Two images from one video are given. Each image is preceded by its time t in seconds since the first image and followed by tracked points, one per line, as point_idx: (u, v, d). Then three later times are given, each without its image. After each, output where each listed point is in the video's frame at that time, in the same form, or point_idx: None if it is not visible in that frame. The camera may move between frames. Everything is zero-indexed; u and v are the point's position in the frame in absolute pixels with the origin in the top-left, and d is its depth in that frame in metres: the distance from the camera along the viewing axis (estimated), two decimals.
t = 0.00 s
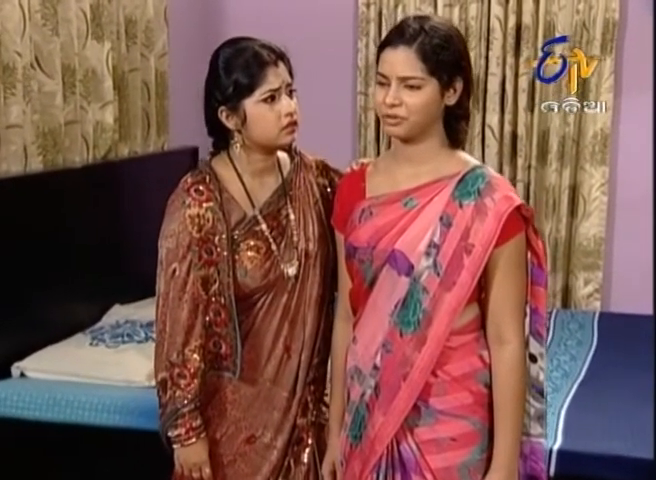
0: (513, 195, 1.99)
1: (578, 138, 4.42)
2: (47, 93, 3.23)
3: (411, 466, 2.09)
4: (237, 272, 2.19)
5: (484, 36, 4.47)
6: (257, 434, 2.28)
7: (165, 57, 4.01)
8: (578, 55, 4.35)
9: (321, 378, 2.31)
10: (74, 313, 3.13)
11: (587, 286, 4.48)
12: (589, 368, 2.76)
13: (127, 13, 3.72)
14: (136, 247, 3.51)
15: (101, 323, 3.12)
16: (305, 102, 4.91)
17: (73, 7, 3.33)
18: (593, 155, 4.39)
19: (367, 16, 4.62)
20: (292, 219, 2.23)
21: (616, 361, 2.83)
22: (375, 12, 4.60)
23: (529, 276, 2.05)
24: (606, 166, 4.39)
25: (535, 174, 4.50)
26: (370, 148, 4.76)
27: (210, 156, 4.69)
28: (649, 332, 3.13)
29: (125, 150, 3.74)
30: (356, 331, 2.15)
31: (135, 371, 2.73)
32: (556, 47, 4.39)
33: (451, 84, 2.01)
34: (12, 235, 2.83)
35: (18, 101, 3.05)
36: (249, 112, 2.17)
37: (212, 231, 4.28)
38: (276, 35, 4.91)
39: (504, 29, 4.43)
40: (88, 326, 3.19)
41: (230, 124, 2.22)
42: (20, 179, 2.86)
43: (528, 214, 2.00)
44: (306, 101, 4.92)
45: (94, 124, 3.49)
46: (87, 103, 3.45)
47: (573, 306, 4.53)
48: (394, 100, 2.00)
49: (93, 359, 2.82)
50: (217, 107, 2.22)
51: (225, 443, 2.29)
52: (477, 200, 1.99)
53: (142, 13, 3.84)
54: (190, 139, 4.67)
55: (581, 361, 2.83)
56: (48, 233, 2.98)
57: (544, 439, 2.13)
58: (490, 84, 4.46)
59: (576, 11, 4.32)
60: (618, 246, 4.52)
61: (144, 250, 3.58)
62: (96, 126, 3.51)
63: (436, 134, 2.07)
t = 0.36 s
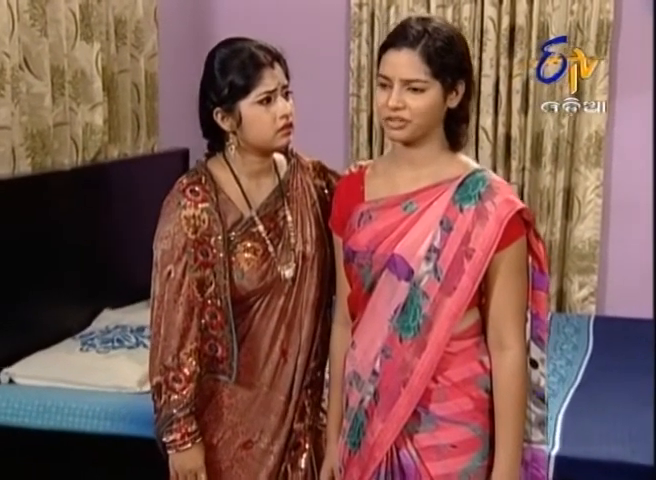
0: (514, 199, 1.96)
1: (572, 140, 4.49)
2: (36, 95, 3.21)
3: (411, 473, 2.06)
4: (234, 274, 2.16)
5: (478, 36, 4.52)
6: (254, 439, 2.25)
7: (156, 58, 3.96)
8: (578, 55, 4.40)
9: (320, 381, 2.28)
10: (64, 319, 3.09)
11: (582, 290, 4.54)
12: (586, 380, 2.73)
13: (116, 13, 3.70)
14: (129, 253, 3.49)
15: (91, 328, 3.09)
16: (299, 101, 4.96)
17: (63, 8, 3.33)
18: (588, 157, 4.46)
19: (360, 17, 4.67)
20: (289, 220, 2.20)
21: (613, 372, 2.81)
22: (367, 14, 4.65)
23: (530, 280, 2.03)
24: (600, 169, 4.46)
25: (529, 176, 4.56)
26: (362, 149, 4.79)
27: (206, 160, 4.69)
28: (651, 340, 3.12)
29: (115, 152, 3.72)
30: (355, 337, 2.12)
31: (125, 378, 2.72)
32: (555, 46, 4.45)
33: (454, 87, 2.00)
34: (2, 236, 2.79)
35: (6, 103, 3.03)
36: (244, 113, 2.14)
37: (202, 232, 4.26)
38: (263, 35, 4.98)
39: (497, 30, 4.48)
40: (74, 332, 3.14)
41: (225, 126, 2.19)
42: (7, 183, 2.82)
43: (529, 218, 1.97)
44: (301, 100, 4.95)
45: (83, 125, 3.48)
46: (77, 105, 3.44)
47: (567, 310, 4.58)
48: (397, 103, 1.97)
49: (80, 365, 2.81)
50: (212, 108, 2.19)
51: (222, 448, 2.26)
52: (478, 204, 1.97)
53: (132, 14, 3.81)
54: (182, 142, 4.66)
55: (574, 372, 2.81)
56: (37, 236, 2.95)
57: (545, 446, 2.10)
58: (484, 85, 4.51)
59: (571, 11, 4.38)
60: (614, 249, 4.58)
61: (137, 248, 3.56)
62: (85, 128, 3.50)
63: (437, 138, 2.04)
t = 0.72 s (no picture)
0: (517, 203, 1.93)
1: (569, 143, 4.46)
2: (26, 97, 3.18)
3: None
4: (230, 277, 2.13)
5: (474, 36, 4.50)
6: (251, 445, 2.22)
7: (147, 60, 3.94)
8: (578, 55, 4.36)
9: (318, 387, 2.25)
10: (54, 325, 3.05)
11: (579, 294, 4.51)
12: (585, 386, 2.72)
13: (107, 14, 3.67)
14: (120, 256, 3.45)
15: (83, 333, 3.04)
16: (298, 102, 4.89)
17: (53, 9, 3.30)
18: (585, 161, 4.42)
19: (354, 19, 4.63)
20: (287, 223, 2.17)
21: (612, 381, 2.79)
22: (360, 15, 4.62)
23: (532, 287, 2.00)
24: (597, 172, 4.42)
25: (525, 179, 4.53)
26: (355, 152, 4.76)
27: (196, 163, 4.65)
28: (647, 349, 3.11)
29: (106, 154, 3.69)
30: (355, 342, 2.09)
31: (118, 384, 2.69)
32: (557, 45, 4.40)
33: (458, 88, 1.97)
34: None
35: None
36: (240, 114, 2.11)
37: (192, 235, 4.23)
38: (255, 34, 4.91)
39: (492, 31, 4.43)
40: (66, 337, 3.11)
41: (220, 126, 2.15)
42: None
43: (532, 223, 1.94)
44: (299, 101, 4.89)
45: (74, 128, 3.46)
46: (68, 107, 3.43)
47: (564, 314, 4.54)
48: (399, 103, 1.95)
49: (69, 371, 2.76)
50: (208, 109, 2.15)
51: (220, 455, 2.23)
52: (480, 208, 1.94)
53: (123, 14, 3.78)
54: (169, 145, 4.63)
55: (573, 378, 2.79)
56: (24, 242, 2.90)
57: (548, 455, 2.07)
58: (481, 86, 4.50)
59: (566, 13, 4.35)
60: (611, 250, 4.53)
61: (127, 248, 3.51)
62: (77, 131, 3.48)
63: (439, 140, 2.02)
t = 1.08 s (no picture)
0: (523, 207, 1.89)
1: (567, 146, 4.45)
2: (18, 100, 3.15)
3: None
4: (229, 282, 2.07)
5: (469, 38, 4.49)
6: (251, 453, 2.17)
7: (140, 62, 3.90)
8: (578, 55, 4.34)
9: (318, 394, 2.20)
10: (46, 331, 3.00)
11: (578, 298, 4.48)
12: (587, 399, 2.67)
13: (100, 15, 3.64)
14: (111, 267, 3.40)
15: (75, 340, 2.99)
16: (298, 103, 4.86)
17: (45, 10, 3.26)
18: (583, 163, 4.40)
19: (350, 20, 4.61)
20: (287, 227, 2.11)
21: (614, 392, 2.74)
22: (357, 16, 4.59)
23: (537, 292, 1.95)
24: (597, 174, 4.40)
25: (523, 181, 4.51)
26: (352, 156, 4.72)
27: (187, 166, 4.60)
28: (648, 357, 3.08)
29: (99, 158, 3.65)
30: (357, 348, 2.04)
31: (113, 391, 2.64)
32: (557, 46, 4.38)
33: (461, 90, 1.93)
34: None
35: None
36: (239, 116, 2.04)
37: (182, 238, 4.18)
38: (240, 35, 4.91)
39: (490, 33, 4.42)
40: (59, 343, 3.06)
41: (219, 128, 2.09)
42: None
43: (538, 227, 1.90)
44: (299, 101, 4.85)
45: (66, 131, 3.43)
46: (60, 109, 3.39)
47: (564, 319, 4.52)
48: (402, 106, 1.91)
49: (66, 378, 2.73)
50: (207, 110, 2.09)
51: (219, 463, 2.18)
52: (485, 212, 1.89)
53: (116, 15, 3.73)
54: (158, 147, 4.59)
55: (573, 387, 2.76)
56: (17, 245, 2.85)
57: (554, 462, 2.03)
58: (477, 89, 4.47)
59: (565, 14, 4.34)
60: (609, 253, 4.51)
61: (120, 251, 3.45)
62: (69, 134, 3.45)
63: (444, 143, 1.98)
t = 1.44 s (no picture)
0: (529, 209, 1.81)
1: (565, 147, 4.29)
2: (9, 100, 3.11)
3: None
4: (226, 289, 1.99)
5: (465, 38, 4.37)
6: (249, 463, 2.08)
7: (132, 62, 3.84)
8: (578, 55, 4.19)
9: (317, 401, 2.10)
10: (36, 336, 2.95)
11: (576, 302, 4.32)
12: (588, 414, 2.58)
13: (90, 14, 3.59)
14: (102, 276, 3.34)
15: (66, 345, 2.93)
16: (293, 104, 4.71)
17: (36, 10, 3.22)
18: (581, 166, 4.25)
19: (344, 20, 4.46)
20: (284, 233, 2.03)
21: (615, 407, 2.65)
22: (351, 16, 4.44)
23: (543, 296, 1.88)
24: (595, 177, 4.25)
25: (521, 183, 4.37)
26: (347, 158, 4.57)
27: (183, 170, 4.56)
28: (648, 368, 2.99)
29: (89, 160, 3.61)
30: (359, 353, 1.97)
31: (106, 398, 2.58)
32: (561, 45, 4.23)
33: (464, 90, 1.84)
34: None
35: None
36: (234, 116, 1.96)
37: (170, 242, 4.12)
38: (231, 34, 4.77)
39: (487, 33, 4.29)
40: (49, 350, 3.00)
41: (215, 129, 2.01)
42: None
43: (544, 229, 1.82)
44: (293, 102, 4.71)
45: (57, 132, 3.39)
46: (51, 111, 3.35)
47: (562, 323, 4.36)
48: (406, 106, 1.82)
49: (57, 385, 2.67)
50: (202, 111, 2.01)
51: (215, 473, 2.08)
52: (491, 215, 1.81)
53: (106, 15, 3.68)
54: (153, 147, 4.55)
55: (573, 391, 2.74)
56: (9, 246, 2.82)
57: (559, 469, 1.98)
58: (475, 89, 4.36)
59: (562, 14, 4.19)
60: (607, 257, 4.37)
61: (109, 259, 3.39)
62: (60, 135, 3.41)
63: (446, 145, 1.89)
